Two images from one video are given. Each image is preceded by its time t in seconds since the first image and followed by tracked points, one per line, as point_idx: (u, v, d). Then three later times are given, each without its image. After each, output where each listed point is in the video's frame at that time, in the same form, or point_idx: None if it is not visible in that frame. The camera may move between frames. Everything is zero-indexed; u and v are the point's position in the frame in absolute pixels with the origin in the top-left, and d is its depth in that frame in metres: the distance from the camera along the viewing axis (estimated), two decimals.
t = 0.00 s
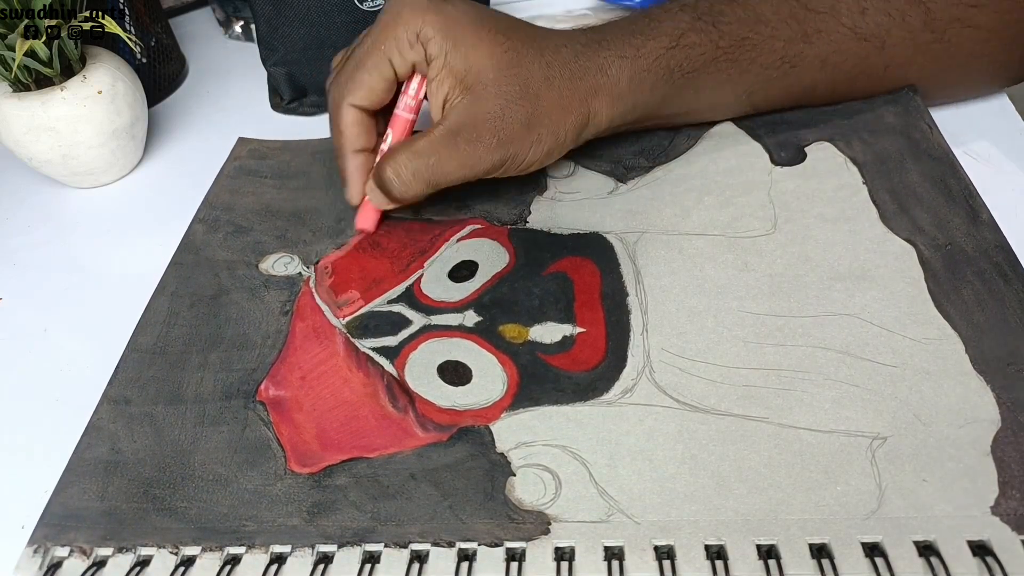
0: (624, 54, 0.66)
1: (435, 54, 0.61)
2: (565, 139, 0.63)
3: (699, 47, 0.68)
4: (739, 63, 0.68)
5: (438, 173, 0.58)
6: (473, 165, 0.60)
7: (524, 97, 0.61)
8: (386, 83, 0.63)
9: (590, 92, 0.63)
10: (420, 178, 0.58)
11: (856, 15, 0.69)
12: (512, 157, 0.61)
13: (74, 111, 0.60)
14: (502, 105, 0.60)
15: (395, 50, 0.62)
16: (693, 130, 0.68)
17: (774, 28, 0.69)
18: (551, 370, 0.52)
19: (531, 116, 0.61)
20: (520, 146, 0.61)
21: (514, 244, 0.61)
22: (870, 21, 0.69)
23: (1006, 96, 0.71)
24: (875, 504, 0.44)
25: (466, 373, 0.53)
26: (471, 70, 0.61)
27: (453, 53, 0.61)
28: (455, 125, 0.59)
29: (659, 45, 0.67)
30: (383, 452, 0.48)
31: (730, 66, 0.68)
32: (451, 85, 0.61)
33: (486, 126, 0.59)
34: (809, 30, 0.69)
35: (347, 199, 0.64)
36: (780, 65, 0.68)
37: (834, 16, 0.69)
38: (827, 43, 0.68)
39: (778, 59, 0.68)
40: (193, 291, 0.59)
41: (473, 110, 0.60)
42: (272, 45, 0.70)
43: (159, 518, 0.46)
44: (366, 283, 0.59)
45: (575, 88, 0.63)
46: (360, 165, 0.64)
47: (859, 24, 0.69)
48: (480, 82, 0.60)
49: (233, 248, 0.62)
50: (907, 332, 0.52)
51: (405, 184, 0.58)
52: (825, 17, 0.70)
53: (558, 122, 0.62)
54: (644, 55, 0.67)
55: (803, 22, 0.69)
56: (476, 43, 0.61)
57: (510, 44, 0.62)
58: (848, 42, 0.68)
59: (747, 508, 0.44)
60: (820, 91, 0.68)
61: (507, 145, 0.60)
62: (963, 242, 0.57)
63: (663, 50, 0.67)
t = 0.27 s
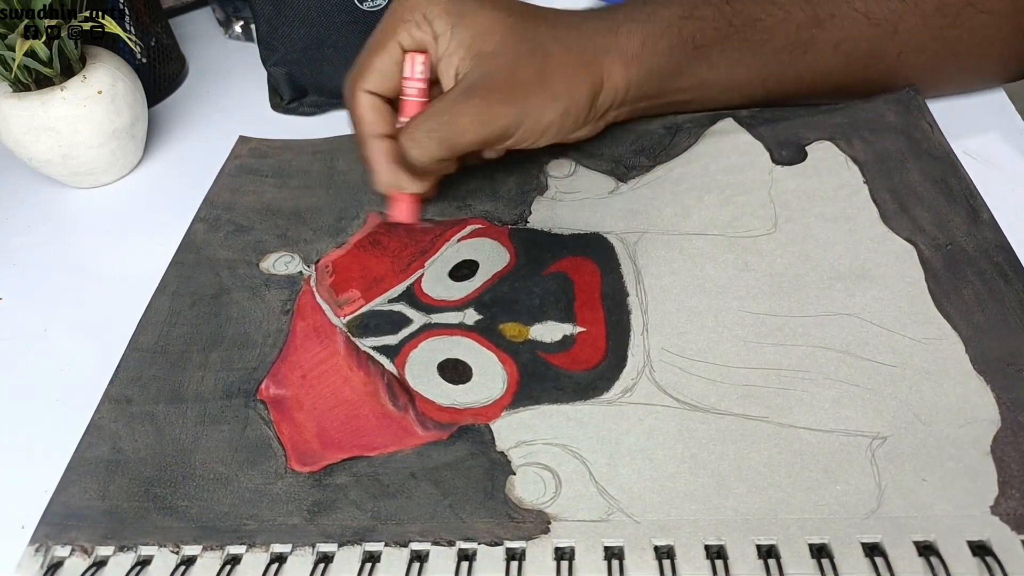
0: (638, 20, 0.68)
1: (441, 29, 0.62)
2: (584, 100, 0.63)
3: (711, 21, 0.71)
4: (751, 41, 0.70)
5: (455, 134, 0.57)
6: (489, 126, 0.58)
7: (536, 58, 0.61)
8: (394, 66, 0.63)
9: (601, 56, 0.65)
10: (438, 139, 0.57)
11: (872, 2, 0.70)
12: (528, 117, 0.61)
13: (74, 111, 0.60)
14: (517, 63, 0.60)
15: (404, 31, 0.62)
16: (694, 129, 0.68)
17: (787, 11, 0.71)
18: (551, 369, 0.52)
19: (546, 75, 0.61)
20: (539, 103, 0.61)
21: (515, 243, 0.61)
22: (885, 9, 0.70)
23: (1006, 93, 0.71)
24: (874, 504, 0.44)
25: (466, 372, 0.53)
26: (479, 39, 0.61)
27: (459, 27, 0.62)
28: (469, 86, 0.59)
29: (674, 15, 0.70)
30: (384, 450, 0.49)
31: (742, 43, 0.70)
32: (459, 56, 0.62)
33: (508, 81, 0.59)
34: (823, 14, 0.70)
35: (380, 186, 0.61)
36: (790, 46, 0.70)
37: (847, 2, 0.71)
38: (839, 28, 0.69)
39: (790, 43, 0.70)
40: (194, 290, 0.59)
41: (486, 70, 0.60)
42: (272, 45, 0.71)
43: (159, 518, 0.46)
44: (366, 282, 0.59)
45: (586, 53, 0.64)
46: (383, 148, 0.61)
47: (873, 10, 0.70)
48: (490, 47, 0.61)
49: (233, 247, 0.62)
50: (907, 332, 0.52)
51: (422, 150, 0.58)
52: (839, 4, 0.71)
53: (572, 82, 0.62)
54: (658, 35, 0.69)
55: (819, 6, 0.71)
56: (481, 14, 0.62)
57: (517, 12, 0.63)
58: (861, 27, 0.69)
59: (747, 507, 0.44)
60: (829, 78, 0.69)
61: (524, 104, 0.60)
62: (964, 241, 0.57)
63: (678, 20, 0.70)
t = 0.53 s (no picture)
0: (653, 38, 0.69)
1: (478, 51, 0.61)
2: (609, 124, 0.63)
3: (723, 41, 0.70)
4: (760, 58, 0.70)
5: (507, 165, 0.57)
6: (546, 152, 0.58)
7: (572, 84, 0.61)
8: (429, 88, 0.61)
9: (626, 74, 0.65)
10: (493, 173, 0.56)
11: (875, 12, 0.69)
12: (572, 141, 0.60)
13: (74, 111, 0.60)
14: (556, 90, 0.60)
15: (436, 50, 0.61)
16: (694, 129, 0.68)
17: (797, 26, 0.70)
18: (551, 370, 0.52)
19: (582, 96, 0.61)
20: (579, 124, 0.60)
21: (515, 243, 0.61)
22: (890, 19, 0.69)
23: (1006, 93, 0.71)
24: (874, 503, 0.44)
25: (466, 372, 0.53)
26: (516, 65, 0.61)
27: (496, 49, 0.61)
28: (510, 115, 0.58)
29: (688, 32, 0.70)
30: (384, 451, 0.49)
31: (752, 61, 0.70)
32: (498, 80, 0.61)
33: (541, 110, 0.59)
34: (831, 27, 0.70)
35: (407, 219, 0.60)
36: (800, 63, 0.69)
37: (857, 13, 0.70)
38: (848, 42, 0.69)
39: (797, 58, 0.69)
40: (194, 290, 0.59)
41: (525, 97, 0.59)
42: (272, 45, 0.70)
43: (159, 518, 0.46)
44: (366, 282, 0.59)
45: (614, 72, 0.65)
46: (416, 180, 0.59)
47: (881, 21, 0.69)
48: (527, 74, 0.61)
49: (233, 248, 0.62)
50: (907, 332, 0.52)
51: (472, 183, 0.56)
52: (846, 14, 0.70)
53: (604, 102, 0.63)
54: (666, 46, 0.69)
55: (827, 20, 0.70)
56: (518, 39, 0.62)
57: (549, 37, 0.63)
58: (869, 42, 0.69)
59: (747, 508, 0.44)
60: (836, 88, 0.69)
61: (570, 130, 0.60)
62: (964, 242, 0.57)
63: (692, 38, 0.70)
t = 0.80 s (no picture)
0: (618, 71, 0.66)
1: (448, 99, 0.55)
2: (571, 168, 0.62)
3: (689, 69, 0.69)
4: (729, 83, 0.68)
5: (472, 224, 0.56)
6: (506, 210, 0.58)
7: (540, 140, 0.58)
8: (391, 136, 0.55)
9: (596, 114, 0.63)
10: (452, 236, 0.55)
11: (842, 25, 0.71)
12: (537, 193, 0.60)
13: (74, 111, 0.60)
14: (525, 151, 0.57)
15: (405, 96, 0.54)
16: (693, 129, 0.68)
17: (763, 45, 0.70)
18: (551, 371, 0.52)
19: (548, 153, 0.59)
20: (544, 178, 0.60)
21: (514, 244, 0.61)
22: (855, 30, 0.70)
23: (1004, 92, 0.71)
24: (874, 503, 0.44)
25: (465, 373, 0.53)
26: (485, 116, 0.56)
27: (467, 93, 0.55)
28: (476, 177, 0.55)
29: (652, 64, 0.68)
30: (383, 452, 0.48)
31: (721, 86, 0.68)
32: (465, 133, 0.56)
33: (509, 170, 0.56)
34: (798, 44, 0.70)
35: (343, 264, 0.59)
36: (771, 83, 0.68)
37: (821, 27, 0.71)
38: (817, 56, 0.69)
39: (770, 76, 0.69)
40: (194, 291, 0.59)
41: (492, 159, 0.56)
42: (272, 45, 0.70)
43: (159, 518, 0.46)
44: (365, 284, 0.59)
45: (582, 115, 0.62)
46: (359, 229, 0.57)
47: (847, 32, 0.70)
48: (496, 131, 0.56)
49: (233, 248, 0.62)
50: (907, 332, 0.52)
51: (432, 239, 0.55)
52: (811, 29, 0.71)
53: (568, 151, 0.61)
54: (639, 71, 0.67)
55: (790, 37, 0.71)
56: (489, 88, 0.56)
57: (520, 83, 0.58)
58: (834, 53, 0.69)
59: (747, 508, 0.44)
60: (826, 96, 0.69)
61: (532, 187, 0.59)
62: (964, 242, 0.57)
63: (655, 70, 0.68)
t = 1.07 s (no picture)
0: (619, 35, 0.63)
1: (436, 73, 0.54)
2: (571, 131, 0.61)
3: (695, 36, 0.68)
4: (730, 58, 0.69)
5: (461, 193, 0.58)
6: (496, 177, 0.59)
7: (535, 109, 0.57)
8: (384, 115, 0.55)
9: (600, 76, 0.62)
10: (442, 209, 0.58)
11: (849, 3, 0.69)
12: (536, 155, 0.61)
13: (73, 111, 0.60)
14: (519, 121, 0.57)
15: (393, 78, 0.54)
16: (694, 129, 0.67)
17: (769, 18, 0.69)
18: (552, 371, 0.52)
19: (545, 120, 0.58)
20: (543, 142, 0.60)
21: (515, 244, 0.61)
22: (860, 10, 0.69)
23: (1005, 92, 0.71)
24: (875, 504, 0.44)
25: (466, 373, 0.53)
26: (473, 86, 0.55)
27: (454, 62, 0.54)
28: (468, 147, 0.56)
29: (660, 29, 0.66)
30: (384, 452, 0.49)
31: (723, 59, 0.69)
32: (456, 106, 0.55)
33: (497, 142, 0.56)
34: (804, 19, 0.69)
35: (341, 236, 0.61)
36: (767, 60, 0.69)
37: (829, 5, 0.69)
38: (820, 34, 0.69)
39: (770, 52, 0.69)
40: (194, 291, 0.59)
41: (485, 130, 0.56)
42: (272, 45, 0.71)
43: (160, 517, 0.46)
44: (366, 283, 0.59)
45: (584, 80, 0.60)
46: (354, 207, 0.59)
47: (852, 13, 0.69)
48: (487, 102, 0.55)
49: (233, 248, 0.62)
50: (908, 333, 0.52)
51: (426, 207, 0.58)
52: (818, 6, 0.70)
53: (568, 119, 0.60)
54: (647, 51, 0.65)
55: (800, 13, 0.69)
56: (477, 56, 0.55)
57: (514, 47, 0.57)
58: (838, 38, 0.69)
59: (747, 508, 0.44)
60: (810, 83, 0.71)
61: (529, 152, 0.59)
62: (965, 242, 0.57)
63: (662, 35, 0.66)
